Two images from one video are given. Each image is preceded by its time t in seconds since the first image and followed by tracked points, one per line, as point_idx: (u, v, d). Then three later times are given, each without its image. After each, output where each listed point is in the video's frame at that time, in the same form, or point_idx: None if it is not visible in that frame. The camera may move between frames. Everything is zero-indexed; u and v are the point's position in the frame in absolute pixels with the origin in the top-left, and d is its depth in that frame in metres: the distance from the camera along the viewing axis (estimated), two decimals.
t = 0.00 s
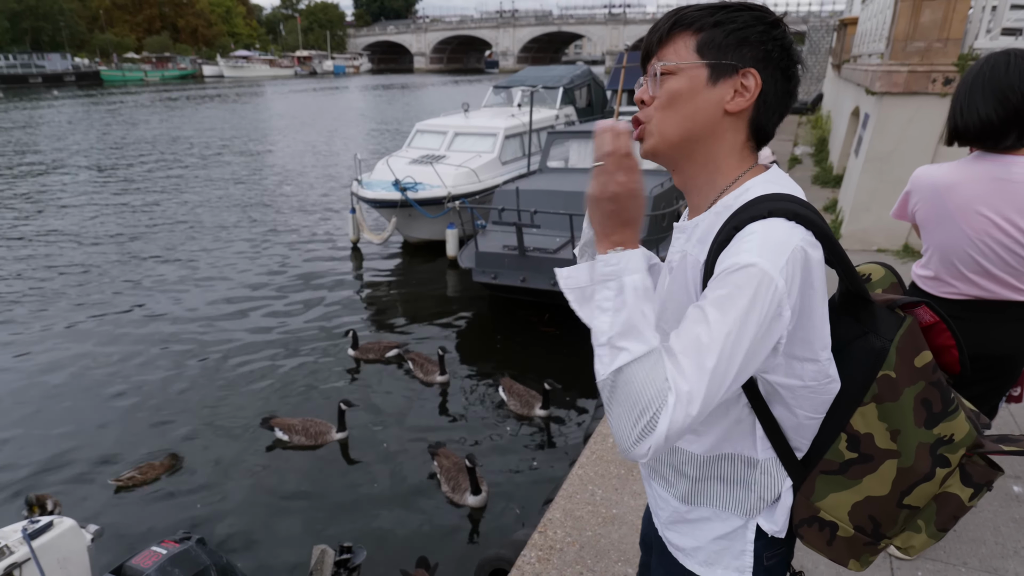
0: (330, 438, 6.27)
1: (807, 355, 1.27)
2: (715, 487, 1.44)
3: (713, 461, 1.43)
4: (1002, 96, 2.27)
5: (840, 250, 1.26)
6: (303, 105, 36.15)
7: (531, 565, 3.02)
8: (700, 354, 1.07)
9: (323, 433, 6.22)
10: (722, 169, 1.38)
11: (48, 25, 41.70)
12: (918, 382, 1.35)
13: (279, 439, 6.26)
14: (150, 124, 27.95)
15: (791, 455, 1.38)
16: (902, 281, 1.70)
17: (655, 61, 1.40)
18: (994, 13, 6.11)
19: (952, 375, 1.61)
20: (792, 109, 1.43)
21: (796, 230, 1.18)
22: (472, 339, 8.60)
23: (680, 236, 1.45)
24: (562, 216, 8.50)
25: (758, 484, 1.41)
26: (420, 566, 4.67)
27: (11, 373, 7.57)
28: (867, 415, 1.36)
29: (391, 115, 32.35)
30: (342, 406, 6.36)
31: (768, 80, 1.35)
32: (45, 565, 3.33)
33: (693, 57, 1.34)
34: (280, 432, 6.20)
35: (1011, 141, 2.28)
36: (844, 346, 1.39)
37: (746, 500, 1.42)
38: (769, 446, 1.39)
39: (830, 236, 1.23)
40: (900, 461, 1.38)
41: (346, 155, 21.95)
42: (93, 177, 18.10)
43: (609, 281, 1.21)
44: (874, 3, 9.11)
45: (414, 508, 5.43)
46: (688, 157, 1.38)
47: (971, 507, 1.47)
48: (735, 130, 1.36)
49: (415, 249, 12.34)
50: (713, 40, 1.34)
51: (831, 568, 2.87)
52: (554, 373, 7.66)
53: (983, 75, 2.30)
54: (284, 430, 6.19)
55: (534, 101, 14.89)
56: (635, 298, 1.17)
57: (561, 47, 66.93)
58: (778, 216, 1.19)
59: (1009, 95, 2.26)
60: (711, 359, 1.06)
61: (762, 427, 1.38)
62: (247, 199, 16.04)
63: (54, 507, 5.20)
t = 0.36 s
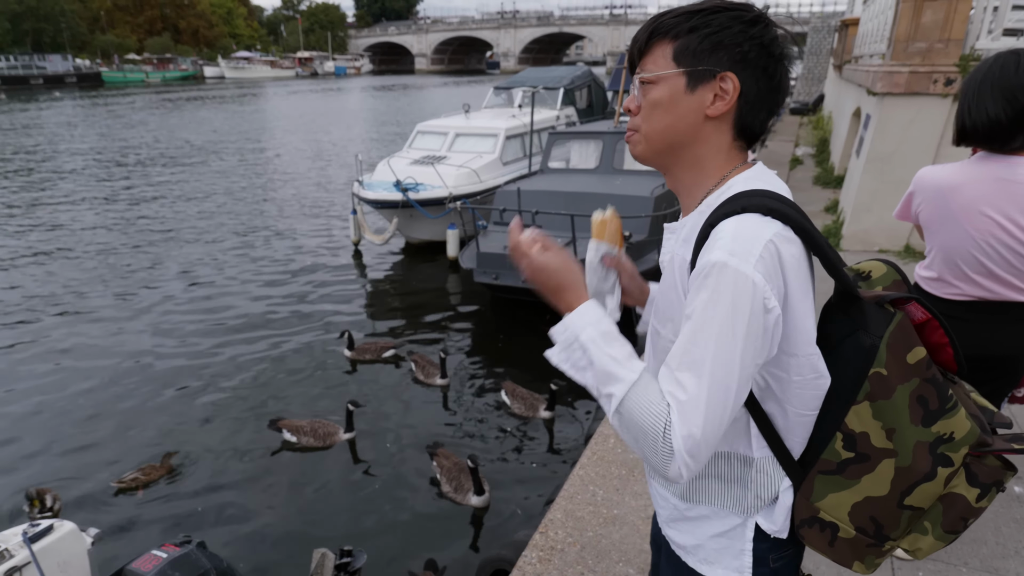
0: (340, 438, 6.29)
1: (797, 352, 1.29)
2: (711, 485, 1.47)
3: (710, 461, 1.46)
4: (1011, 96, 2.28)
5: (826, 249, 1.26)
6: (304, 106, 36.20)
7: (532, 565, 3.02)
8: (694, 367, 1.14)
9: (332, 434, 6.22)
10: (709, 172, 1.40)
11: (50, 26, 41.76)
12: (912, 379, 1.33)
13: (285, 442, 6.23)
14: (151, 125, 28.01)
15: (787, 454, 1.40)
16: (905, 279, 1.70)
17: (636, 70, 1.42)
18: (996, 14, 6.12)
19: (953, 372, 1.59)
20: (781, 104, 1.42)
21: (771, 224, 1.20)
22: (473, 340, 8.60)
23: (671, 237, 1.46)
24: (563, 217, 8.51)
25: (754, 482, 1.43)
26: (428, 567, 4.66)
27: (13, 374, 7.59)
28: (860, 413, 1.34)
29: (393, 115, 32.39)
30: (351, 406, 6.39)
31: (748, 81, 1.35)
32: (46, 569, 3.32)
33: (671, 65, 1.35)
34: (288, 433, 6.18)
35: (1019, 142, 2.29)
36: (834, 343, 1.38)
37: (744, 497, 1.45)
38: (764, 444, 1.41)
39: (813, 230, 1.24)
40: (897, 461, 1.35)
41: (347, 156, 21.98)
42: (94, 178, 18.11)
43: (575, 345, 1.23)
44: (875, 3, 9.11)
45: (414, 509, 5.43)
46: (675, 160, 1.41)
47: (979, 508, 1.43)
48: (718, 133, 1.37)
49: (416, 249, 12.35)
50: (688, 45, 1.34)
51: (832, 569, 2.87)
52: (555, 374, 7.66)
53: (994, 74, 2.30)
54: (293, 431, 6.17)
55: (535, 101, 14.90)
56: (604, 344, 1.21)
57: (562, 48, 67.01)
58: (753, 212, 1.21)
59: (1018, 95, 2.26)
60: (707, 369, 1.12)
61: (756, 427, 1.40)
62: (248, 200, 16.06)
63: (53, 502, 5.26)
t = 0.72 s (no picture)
0: (342, 435, 6.31)
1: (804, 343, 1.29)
2: (726, 480, 1.47)
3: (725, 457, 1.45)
4: (1017, 92, 2.25)
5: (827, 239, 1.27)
6: (303, 104, 36.17)
7: (531, 564, 3.02)
8: (801, 393, 1.25)
9: (335, 430, 6.26)
10: (713, 178, 1.42)
11: (48, 24, 41.68)
12: (915, 370, 1.41)
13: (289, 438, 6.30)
14: (149, 123, 27.95)
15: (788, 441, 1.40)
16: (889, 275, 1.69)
17: (631, 82, 1.40)
18: (994, 13, 6.13)
19: (944, 363, 1.64)
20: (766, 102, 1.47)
21: (792, 229, 1.23)
22: (472, 339, 8.60)
23: (670, 240, 1.46)
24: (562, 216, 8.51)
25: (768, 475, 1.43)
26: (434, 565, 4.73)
27: (11, 373, 7.58)
28: (869, 406, 1.40)
29: (392, 114, 32.34)
30: (353, 403, 6.43)
31: (747, 87, 1.37)
32: (43, 569, 3.32)
33: (672, 79, 1.35)
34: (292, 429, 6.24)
35: None
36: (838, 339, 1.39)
37: (758, 490, 1.45)
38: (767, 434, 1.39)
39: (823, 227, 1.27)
40: (903, 450, 1.41)
41: (346, 154, 21.95)
42: (92, 176, 18.07)
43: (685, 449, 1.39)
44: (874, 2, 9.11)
45: (413, 508, 5.43)
46: (680, 169, 1.43)
47: (974, 489, 1.50)
48: (721, 139, 1.40)
49: (415, 248, 12.34)
50: (689, 57, 1.34)
51: (830, 567, 2.88)
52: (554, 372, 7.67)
53: (997, 70, 2.28)
54: (296, 426, 6.23)
55: (534, 100, 14.89)
56: (706, 438, 1.35)
57: (562, 47, 67.01)
58: (773, 217, 1.25)
59: None
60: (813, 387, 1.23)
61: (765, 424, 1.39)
62: (247, 198, 16.03)
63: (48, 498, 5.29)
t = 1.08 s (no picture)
0: (357, 435, 6.30)
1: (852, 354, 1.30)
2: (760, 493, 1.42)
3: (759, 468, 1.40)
4: (1012, 92, 2.26)
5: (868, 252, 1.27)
6: (302, 106, 36.17)
7: (531, 565, 3.02)
8: (774, 386, 1.14)
9: (350, 431, 6.24)
10: (735, 187, 1.39)
11: (46, 26, 41.70)
12: (929, 361, 1.46)
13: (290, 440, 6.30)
14: (147, 124, 27.95)
15: (829, 451, 1.40)
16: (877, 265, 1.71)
17: (628, 125, 1.35)
18: (992, 12, 6.11)
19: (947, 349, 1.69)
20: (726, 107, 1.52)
21: (836, 237, 1.20)
22: (470, 340, 8.61)
23: (699, 256, 1.43)
24: (561, 216, 8.51)
25: (804, 483, 1.41)
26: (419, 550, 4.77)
27: (10, 375, 7.58)
28: (891, 399, 1.43)
29: (390, 115, 32.32)
30: (366, 405, 6.40)
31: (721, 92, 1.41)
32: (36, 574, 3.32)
33: (664, 104, 1.33)
34: (305, 430, 6.21)
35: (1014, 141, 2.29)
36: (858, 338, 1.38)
37: (794, 501, 1.42)
38: (809, 445, 1.39)
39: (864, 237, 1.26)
40: (924, 437, 1.51)
41: (345, 155, 21.94)
42: (91, 178, 18.07)
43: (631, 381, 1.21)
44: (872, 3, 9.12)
45: (413, 509, 5.42)
46: (712, 192, 1.37)
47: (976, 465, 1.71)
48: (723, 147, 1.40)
49: (414, 249, 12.33)
50: (668, 81, 1.34)
51: (831, 568, 2.87)
52: (554, 373, 7.67)
53: (994, 70, 2.28)
54: (310, 428, 6.20)
55: (532, 101, 14.90)
56: (666, 371, 1.19)
57: (561, 48, 66.96)
58: (821, 224, 1.21)
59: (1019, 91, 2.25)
60: (791, 384, 1.14)
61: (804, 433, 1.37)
62: (246, 200, 16.03)
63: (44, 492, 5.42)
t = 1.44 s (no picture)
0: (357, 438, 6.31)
1: (842, 351, 1.32)
2: (740, 488, 1.46)
3: (742, 463, 1.44)
4: (942, 95, 2.47)
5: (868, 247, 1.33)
6: (304, 107, 36.20)
7: (534, 566, 3.02)
8: (746, 363, 1.15)
9: (349, 433, 6.24)
10: (745, 171, 1.41)
11: (49, 28, 41.77)
12: (938, 373, 1.44)
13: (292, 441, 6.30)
14: (150, 126, 28.00)
15: (817, 452, 1.42)
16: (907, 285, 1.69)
17: (651, 91, 1.37)
18: (994, 13, 6.08)
19: (965, 369, 1.61)
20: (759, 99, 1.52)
21: (831, 226, 1.23)
22: (472, 341, 8.61)
23: (703, 238, 1.46)
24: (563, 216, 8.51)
25: (785, 482, 1.43)
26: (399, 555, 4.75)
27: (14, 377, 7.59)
28: (890, 408, 1.42)
29: (393, 116, 32.35)
30: (367, 406, 6.41)
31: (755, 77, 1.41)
32: None
33: (692, 76, 1.34)
34: (305, 433, 6.20)
35: (944, 141, 2.52)
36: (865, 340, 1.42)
37: (774, 500, 1.44)
38: (796, 443, 1.41)
39: (858, 230, 1.29)
40: (921, 451, 1.46)
41: (347, 156, 21.96)
42: (93, 180, 18.08)
43: (606, 341, 1.27)
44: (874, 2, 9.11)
45: (415, 510, 5.42)
46: (719, 169, 1.39)
47: (983, 496, 1.55)
48: (745, 132, 1.41)
49: (416, 250, 12.34)
50: (702, 55, 1.35)
51: (834, 569, 2.86)
52: (556, 374, 7.67)
53: (927, 74, 2.49)
54: (310, 431, 6.20)
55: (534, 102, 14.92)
56: (641, 337, 1.23)
57: (562, 49, 66.97)
58: (814, 212, 1.23)
59: (947, 94, 2.46)
60: (763, 363, 1.14)
61: (789, 425, 1.39)
62: (248, 201, 16.05)
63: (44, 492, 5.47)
